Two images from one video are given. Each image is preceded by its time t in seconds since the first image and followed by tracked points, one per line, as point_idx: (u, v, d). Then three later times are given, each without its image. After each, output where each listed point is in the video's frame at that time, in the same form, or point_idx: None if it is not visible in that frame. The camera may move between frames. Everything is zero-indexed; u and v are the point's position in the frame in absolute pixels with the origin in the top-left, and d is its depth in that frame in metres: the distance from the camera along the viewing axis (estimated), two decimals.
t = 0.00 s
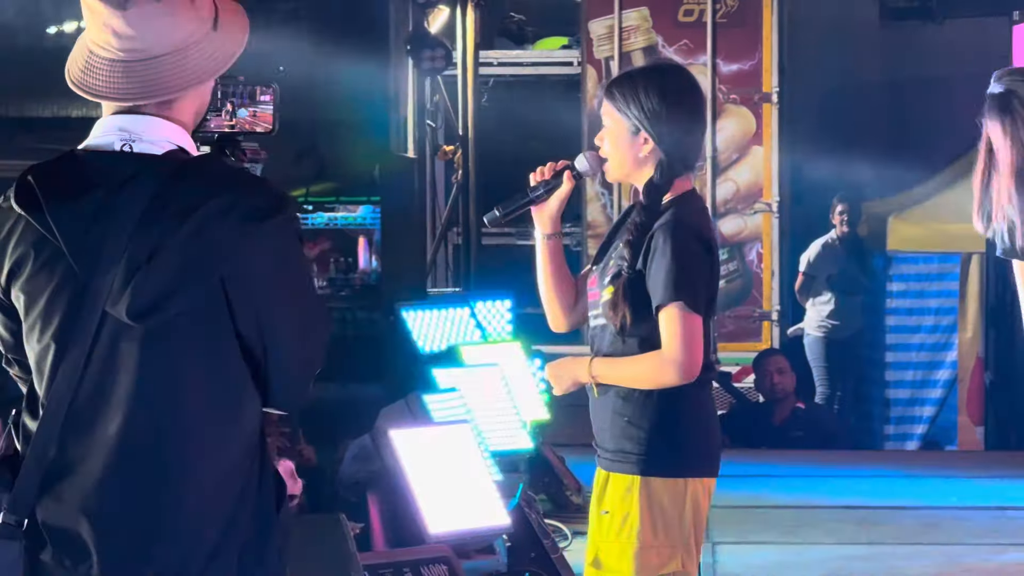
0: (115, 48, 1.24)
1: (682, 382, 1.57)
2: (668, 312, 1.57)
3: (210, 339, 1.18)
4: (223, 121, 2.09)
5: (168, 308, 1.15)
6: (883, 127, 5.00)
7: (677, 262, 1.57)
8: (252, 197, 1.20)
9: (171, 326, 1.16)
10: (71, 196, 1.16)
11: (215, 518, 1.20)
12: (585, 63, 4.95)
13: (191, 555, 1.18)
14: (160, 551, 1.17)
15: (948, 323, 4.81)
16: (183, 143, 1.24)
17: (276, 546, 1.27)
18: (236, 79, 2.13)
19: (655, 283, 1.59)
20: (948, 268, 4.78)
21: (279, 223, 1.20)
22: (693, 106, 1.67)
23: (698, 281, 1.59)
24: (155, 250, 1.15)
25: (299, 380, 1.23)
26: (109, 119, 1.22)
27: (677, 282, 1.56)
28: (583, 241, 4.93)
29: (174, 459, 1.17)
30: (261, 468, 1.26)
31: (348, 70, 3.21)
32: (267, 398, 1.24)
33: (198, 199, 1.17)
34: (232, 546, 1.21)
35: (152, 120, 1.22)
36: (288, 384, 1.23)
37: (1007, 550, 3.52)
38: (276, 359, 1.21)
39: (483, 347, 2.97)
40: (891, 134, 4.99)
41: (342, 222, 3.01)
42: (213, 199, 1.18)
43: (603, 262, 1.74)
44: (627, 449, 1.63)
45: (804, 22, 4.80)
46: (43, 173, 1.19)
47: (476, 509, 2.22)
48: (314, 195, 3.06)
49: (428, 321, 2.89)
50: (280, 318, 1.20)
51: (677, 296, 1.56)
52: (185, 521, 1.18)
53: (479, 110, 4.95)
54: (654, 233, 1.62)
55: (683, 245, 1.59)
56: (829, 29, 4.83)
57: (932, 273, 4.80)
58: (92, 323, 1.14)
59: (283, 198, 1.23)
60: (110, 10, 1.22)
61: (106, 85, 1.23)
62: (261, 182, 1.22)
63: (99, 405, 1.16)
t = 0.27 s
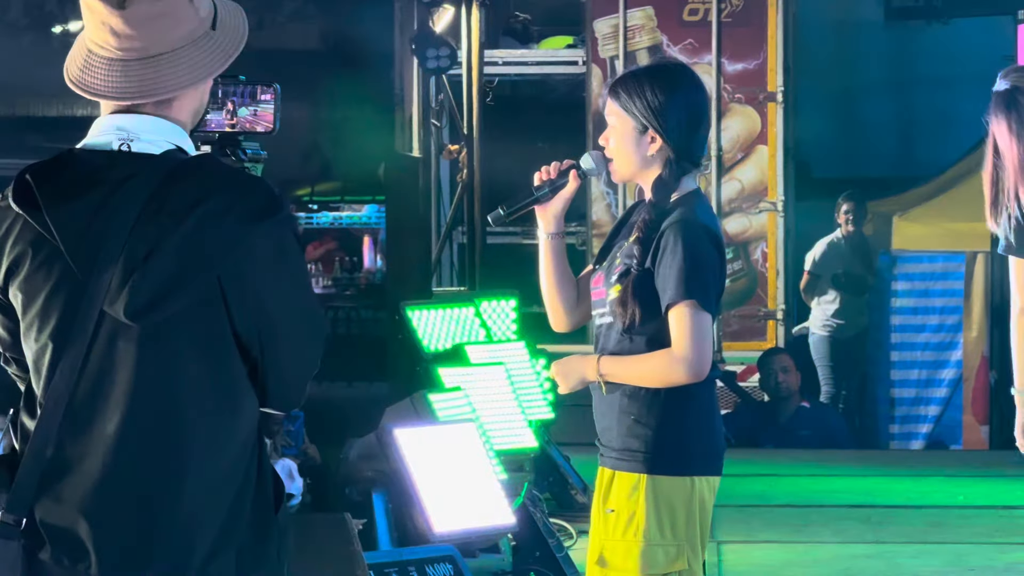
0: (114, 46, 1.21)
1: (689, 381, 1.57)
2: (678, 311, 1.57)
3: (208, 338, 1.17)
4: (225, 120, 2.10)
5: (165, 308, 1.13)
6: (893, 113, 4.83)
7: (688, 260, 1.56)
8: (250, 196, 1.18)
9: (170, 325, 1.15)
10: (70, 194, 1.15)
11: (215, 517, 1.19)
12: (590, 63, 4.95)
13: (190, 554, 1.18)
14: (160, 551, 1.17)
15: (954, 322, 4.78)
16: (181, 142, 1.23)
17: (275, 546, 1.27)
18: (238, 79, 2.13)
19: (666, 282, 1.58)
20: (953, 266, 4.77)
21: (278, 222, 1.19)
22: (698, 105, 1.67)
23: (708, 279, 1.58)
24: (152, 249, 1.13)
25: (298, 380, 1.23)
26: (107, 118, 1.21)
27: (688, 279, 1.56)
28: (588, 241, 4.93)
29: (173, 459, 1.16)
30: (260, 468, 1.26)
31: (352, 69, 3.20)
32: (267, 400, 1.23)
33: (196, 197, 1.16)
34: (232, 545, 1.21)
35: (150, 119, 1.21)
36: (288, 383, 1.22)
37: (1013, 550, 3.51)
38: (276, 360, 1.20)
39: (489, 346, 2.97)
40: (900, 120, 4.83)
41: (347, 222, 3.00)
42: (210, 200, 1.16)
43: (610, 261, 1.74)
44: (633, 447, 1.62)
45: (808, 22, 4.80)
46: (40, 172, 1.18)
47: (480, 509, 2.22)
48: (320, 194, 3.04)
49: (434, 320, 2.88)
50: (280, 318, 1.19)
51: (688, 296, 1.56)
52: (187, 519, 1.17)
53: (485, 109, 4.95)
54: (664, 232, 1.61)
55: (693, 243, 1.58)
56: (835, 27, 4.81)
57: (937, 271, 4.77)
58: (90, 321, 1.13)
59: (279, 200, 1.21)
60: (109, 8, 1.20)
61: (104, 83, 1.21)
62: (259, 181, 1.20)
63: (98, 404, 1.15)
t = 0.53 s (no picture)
0: (112, 44, 1.21)
1: (694, 377, 1.57)
2: (685, 308, 1.57)
3: (205, 338, 1.17)
4: (226, 115, 2.05)
5: (164, 308, 1.13)
6: (897, 112, 4.82)
7: (696, 258, 1.56)
8: (248, 195, 1.18)
9: (170, 324, 1.15)
10: (67, 194, 1.15)
11: (213, 516, 1.19)
12: (594, 61, 4.96)
13: (187, 553, 1.17)
14: (158, 550, 1.17)
15: (957, 320, 4.80)
16: (179, 140, 1.24)
17: (273, 544, 1.27)
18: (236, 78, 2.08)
19: (673, 279, 1.58)
20: (957, 265, 4.78)
21: (275, 221, 1.19)
22: (702, 104, 1.68)
23: (716, 275, 1.58)
24: (151, 249, 1.13)
25: (296, 378, 1.24)
26: (105, 116, 1.22)
27: (696, 277, 1.56)
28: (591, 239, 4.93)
29: (171, 458, 1.16)
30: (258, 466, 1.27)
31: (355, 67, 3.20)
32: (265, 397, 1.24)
33: (195, 196, 1.16)
34: (231, 544, 1.21)
35: (147, 118, 1.22)
36: (286, 381, 1.23)
37: (1015, 548, 3.51)
38: (275, 358, 1.21)
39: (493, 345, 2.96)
40: (904, 119, 4.82)
41: (351, 220, 3.10)
42: (207, 199, 1.16)
43: (617, 259, 1.74)
44: (638, 445, 1.63)
45: (812, 20, 4.80)
46: (39, 172, 1.18)
47: (483, 507, 2.22)
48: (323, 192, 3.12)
49: (437, 319, 2.86)
50: (278, 317, 1.20)
51: (697, 292, 1.56)
52: (184, 519, 1.17)
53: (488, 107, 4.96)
54: (671, 228, 1.61)
55: (699, 241, 1.58)
56: (838, 25, 4.79)
57: (940, 270, 4.79)
58: (87, 321, 1.14)
59: (276, 198, 1.20)
60: (106, 7, 1.20)
61: (102, 81, 1.21)
62: (257, 180, 1.20)
63: (96, 403, 1.15)
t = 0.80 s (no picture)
0: (113, 43, 1.21)
1: (696, 373, 1.58)
2: (687, 305, 1.56)
3: (207, 338, 1.17)
4: (230, 113, 2.04)
5: (166, 307, 1.13)
6: (899, 121, 4.83)
7: (695, 253, 1.56)
8: (249, 195, 1.18)
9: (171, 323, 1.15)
10: (68, 194, 1.14)
11: (215, 515, 1.19)
12: (595, 59, 4.95)
13: (188, 554, 1.17)
14: (159, 550, 1.16)
15: (959, 318, 4.79)
16: (179, 140, 1.24)
17: (274, 544, 1.27)
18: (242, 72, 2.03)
19: (674, 274, 1.57)
20: (958, 263, 4.78)
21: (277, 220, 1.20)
22: (702, 100, 1.67)
23: (715, 270, 1.57)
24: (152, 248, 1.13)
25: (297, 377, 1.25)
26: (106, 115, 1.22)
27: (695, 272, 1.55)
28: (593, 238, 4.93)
29: (173, 457, 1.16)
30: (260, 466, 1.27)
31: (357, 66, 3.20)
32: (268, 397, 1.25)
33: (197, 196, 1.16)
34: (232, 543, 1.21)
35: (148, 116, 1.21)
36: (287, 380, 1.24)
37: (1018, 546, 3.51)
38: (277, 356, 1.22)
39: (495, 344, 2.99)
40: (905, 125, 4.83)
41: (352, 219, 3.07)
42: (209, 197, 1.16)
43: (620, 258, 1.73)
44: (642, 444, 1.62)
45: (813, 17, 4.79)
46: (41, 172, 1.17)
47: (485, 505, 2.22)
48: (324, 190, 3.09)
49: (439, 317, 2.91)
50: (279, 316, 1.21)
51: (697, 288, 1.55)
52: (185, 518, 1.17)
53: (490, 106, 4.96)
54: (670, 224, 1.60)
55: (699, 236, 1.58)
56: (840, 23, 4.78)
57: (943, 268, 4.78)
58: (89, 321, 1.13)
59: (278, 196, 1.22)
60: (108, 7, 1.20)
61: (103, 80, 1.21)
62: (258, 180, 1.21)
63: (99, 402, 1.15)
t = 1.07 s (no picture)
0: (118, 43, 1.21)
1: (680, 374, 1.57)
2: (676, 304, 1.57)
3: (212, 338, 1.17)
4: (236, 111, 2.03)
5: (171, 307, 1.13)
6: (899, 122, 4.83)
7: (693, 253, 1.56)
8: (255, 194, 1.18)
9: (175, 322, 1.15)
10: (73, 193, 1.15)
11: (219, 516, 1.19)
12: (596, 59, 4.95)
13: (192, 553, 1.17)
14: (163, 551, 1.16)
15: (960, 317, 4.79)
16: (184, 139, 1.23)
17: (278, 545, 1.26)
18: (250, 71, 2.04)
19: (671, 276, 1.58)
20: (959, 262, 4.77)
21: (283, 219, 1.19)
22: (706, 101, 1.67)
23: (713, 272, 1.57)
24: (157, 247, 1.13)
25: (302, 377, 1.24)
26: (112, 115, 1.22)
27: (693, 274, 1.55)
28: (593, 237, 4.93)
29: (177, 458, 1.16)
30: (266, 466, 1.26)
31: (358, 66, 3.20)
32: (273, 397, 1.24)
33: (201, 194, 1.15)
34: (237, 542, 1.21)
35: (154, 116, 1.21)
36: (291, 380, 1.23)
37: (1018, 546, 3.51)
38: (282, 355, 1.21)
39: (495, 343, 2.96)
40: (906, 126, 4.83)
41: (352, 218, 3.07)
42: (214, 196, 1.15)
43: (619, 257, 1.73)
44: (641, 445, 1.62)
45: (814, 16, 4.79)
46: (44, 170, 1.18)
47: (484, 504, 2.22)
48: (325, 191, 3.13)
49: (438, 317, 2.86)
50: (285, 315, 1.20)
51: (692, 289, 1.55)
52: (190, 518, 1.16)
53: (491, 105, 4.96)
54: (669, 225, 1.60)
55: (697, 236, 1.58)
56: (840, 23, 4.78)
57: (943, 267, 4.78)
58: (94, 320, 1.13)
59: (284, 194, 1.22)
60: (113, 6, 1.20)
61: (108, 80, 1.21)
62: (264, 178, 1.21)
63: (103, 402, 1.15)
